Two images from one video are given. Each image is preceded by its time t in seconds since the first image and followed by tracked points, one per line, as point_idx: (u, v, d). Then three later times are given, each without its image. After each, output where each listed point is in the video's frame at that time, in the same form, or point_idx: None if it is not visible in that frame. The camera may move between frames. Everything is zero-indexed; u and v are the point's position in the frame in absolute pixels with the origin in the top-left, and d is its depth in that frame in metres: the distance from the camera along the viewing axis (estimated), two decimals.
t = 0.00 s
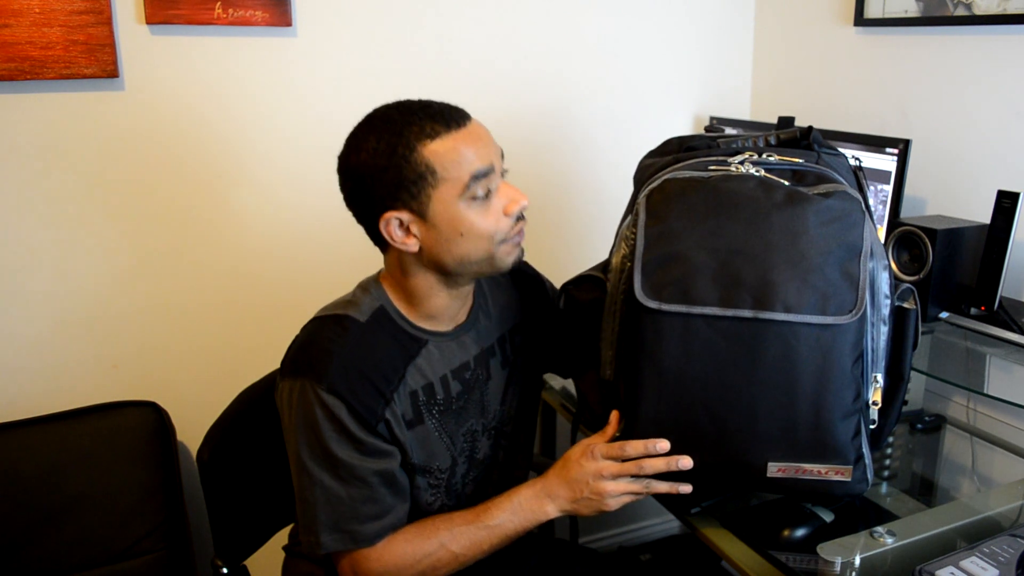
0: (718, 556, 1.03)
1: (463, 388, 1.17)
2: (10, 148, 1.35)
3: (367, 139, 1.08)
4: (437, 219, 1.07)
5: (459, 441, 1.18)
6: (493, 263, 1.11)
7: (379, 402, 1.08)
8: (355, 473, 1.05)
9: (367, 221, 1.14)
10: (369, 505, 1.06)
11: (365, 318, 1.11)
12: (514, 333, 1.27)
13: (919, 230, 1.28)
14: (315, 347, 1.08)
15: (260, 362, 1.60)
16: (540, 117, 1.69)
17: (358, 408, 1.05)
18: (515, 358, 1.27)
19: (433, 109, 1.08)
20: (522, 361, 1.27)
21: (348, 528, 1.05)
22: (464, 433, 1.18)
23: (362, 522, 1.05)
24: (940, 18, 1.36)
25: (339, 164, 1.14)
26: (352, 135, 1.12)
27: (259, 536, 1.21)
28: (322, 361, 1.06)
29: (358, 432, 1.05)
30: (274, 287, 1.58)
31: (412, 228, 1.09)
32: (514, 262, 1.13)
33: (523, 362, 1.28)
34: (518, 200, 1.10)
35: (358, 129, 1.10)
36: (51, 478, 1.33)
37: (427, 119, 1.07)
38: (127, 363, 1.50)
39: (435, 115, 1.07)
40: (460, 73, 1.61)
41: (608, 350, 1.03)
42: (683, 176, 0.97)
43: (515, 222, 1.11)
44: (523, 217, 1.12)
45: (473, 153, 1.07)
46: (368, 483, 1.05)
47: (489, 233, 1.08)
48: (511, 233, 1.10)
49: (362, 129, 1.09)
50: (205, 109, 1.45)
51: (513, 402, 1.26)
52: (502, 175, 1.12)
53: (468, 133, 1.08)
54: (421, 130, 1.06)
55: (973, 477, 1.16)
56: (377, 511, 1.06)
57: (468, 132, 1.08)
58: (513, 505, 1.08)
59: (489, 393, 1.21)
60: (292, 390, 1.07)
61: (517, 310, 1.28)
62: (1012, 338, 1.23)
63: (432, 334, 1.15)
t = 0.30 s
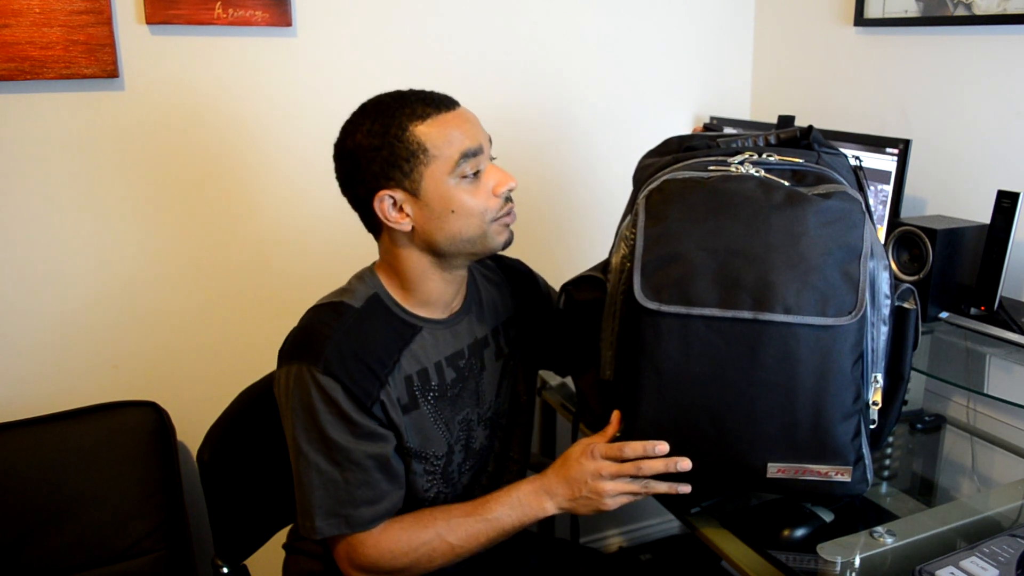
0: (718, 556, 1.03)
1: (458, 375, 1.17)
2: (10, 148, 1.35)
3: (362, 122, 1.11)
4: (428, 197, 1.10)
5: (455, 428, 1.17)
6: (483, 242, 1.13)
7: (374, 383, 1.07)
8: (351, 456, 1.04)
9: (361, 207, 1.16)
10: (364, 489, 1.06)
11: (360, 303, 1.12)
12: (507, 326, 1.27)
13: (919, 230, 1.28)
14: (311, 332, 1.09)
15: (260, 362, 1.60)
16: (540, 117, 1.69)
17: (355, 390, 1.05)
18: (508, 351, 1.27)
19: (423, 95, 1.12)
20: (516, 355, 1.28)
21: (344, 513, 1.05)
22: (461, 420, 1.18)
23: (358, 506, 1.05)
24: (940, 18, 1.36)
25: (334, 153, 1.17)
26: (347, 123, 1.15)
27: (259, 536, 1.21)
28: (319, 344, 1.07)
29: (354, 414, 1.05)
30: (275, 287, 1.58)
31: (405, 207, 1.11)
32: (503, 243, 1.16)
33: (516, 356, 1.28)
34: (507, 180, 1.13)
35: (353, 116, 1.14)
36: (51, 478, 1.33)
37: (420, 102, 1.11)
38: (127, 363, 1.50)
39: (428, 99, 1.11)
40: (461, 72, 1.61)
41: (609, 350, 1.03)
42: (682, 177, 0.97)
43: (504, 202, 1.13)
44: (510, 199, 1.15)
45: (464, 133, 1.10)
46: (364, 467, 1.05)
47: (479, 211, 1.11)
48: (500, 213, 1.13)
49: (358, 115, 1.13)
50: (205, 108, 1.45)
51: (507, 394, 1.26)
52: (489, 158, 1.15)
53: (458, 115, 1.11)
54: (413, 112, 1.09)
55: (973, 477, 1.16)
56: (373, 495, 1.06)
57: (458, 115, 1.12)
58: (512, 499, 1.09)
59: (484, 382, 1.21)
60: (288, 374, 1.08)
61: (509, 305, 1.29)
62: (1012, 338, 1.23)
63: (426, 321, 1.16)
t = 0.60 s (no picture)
0: (718, 556, 1.03)
1: (455, 370, 1.17)
2: (10, 148, 1.35)
3: (369, 115, 1.12)
4: (431, 191, 1.10)
5: (452, 423, 1.17)
6: (482, 240, 1.14)
7: (371, 374, 1.08)
8: (348, 448, 1.04)
9: (363, 200, 1.16)
10: (362, 482, 1.05)
11: (358, 298, 1.12)
12: (504, 324, 1.27)
13: (919, 230, 1.28)
14: (311, 325, 1.09)
15: (261, 362, 1.60)
16: (540, 117, 1.69)
17: (353, 381, 1.06)
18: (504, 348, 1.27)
19: (431, 92, 1.13)
20: (513, 353, 1.28)
21: (341, 505, 1.05)
22: (458, 416, 1.18)
23: (355, 499, 1.05)
24: (940, 18, 1.36)
25: (339, 144, 1.17)
26: (354, 115, 1.15)
27: (259, 536, 1.21)
28: (318, 336, 1.07)
29: (351, 405, 1.05)
30: (275, 287, 1.58)
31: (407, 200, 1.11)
32: (502, 242, 1.16)
33: (512, 353, 1.28)
34: (508, 180, 1.14)
35: (361, 109, 1.14)
36: (51, 479, 1.33)
37: (427, 98, 1.11)
38: (127, 363, 1.50)
39: (435, 96, 1.12)
40: (461, 73, 1.61)
41: (608, 350, 1.03)
42: (682, 177, 0.97)
43: (504, 201, 1.14)
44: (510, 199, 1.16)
45: (470, 130, 1.11)
46: (361, 460, 1.05)
47: (480, 207, 1.11)
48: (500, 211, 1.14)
49: (365, 109, 1.13)
50: (205, 108, 1.45)
51: (503, 392, 1.26)
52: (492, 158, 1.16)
53: (464, 113, 1.12)
54: (420, 107, 1.10)
55: (973, 477, 1.16)
56: (370, 488, 1.06)
57: (465, 113, 1.13)
58: (510, 497, 1.08)
59: (480, 378, 1.21)
60: (287, 366, 1.08)
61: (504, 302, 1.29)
62: (1012, 338, 1.23)
63: (424, 316, 1.16)
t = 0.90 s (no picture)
0: (718, 556, 1.03)
1: (454, 369, 1.17)
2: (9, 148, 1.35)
3: (379, 112, 1.12)
4: (438, 192, 1.10)
5: (452, 422, 1.17)
6: (486, 241, 1.14)
7: (370, 373, 1.08)
8: (348, 447, 1.04)
9: (367, 196, 1.16)
10: (361, 481, 1.05)
11: (357, 298, 1.12)
12: (502, 323, 1.27)
13: (919, 230, 1.28)
14: (311, 324, 1.09)
15: (261, 362, 1.60)
16: (540, 117, 1.69)
17: (352, 379, 1.06)
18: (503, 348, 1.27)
19: (442, 92, 1.13)
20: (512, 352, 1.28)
21: (341, 505, 1.05)
22: (457, 415, 1.18)
23: (355, 498, 1.05)
24: (940, 18, 1.36)
25: (347, 139, 1.16)
26: (364, 111, 1.15)
27: (259, 536, 1.21)
28: (318, 335, 1.07)
29: (351, 403, 1.05)
30: (275, 286, 1.58)
31: (414, 199, 1.11)
32: (504, 246, 1.17)
33: (511, 353, 1.28)
34: (514, 185, 1.14)
35: (371, 106, 1.14)
36: (51, 478, 1.33)
37: (438, 99, 1.11)
38: (127, 363, 1.50)
39: (445, 97, 1.12)
40: (460, 73, 1.61)
41: (608, 350, 1.03)
42: (682, 176, 0.97)
43: (509, 205, 1.14)
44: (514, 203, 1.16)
45: (479, 133, 1.11)
46: (360, 459, 1.05)
47: (486, 210, 1.11)
48: (504, 216, 1.14)
49: (375, 106, 1.13)
50: (205, 108, 1.45)
51: (502, 391, 1.26)
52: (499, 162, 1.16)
53: (476, 115, 1.12)
54: (432, 107, 1.10)
55: (973, 477, 1.17)
56: (370, 487, 1.06)
57: (475, 116, 1.13)
58: (509, 497, 1.08)
59: (479, 378, 1.21)
60: (287, 365, 1.08)
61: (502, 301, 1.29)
62: (1012, 338, 1.23)
63: (421, 315, 1.15)
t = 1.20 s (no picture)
0: (718, 556, 1.02)
1: (455, 369, 1.17)
2: (9, 148, 1.35)
3: (413, 104, 1.11)
4: (476, 185, 1.12)
5: (452, 423, 1.17)
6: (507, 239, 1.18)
7: (373, 374, 1.08)
8: (350, 449, 1.04)
9: (385, 188, 1.13)
10: (362, 482, 1.05)
11: (359, 298, 1.12)
12: (502, 323, 1.27)
13: (919, 230, 1.28)
14: (313, 325, 1.09)
15: (261, 362, 1.60)
16: (540, 117, 1.69)
17: (354, 381, 1.06)
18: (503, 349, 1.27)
19: (469, 93, 1.16)
20: (512, 352, 1.28)
21: (343, 506, 1.05)
22: (457, 415, 1.18)
23: (357, 500, 1.05)
24: (940, 18, 1.36)
25: (373, 126, 1.13)
26: (392, 101, 1.13)
27: (259, 536, 1.21)
28: (319, 336, 1.07)
29: (352, 405, 1.05)
30: (275, 286, 1.58)
31: (451, 190, 1.11)
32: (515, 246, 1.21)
33: (511, 353, 1.28)
34: (529, 189, 1.20)
35: (400, 98, 1.13)
36: (51, 478, 1.33)
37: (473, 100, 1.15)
38: (127, 363, 1.50)
39: (477, 99, 1.16)
40: (460, 73, 1.61)
41: (608, 350, 1.03)
42: (682, 176, 0.97)
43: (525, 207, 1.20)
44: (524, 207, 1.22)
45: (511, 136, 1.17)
46: (362, 460, 1.05)
47: (516, 207, 1.16)
48: (520, 216, 1.19)
49: (406, 99, 1.12)
50: (205, 108, 1.45)
51: (501, 391, 1.26)
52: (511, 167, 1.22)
53: (502, 119, 1.18)
54: (468, 105, 1.13)
55: (973, 477, 1.17)
56: (371, 488, 1.06)
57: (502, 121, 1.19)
58: (509, 498, 1.08)
59: (479, 378, 1.21)
60: (289, 367, 1.08)
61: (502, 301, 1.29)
62: (1012, 338, 1.23)
63: (425, 315, 1.15)
